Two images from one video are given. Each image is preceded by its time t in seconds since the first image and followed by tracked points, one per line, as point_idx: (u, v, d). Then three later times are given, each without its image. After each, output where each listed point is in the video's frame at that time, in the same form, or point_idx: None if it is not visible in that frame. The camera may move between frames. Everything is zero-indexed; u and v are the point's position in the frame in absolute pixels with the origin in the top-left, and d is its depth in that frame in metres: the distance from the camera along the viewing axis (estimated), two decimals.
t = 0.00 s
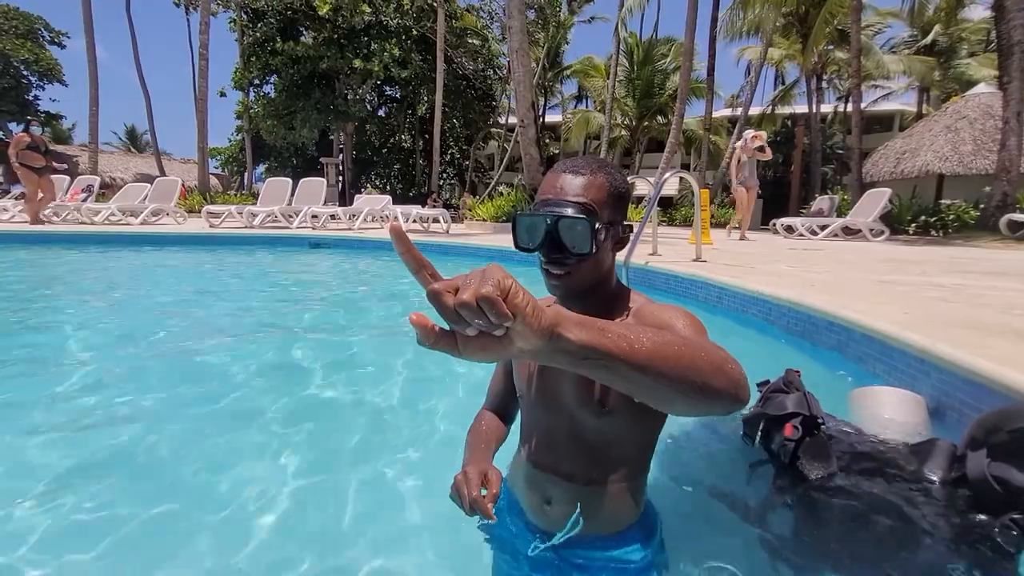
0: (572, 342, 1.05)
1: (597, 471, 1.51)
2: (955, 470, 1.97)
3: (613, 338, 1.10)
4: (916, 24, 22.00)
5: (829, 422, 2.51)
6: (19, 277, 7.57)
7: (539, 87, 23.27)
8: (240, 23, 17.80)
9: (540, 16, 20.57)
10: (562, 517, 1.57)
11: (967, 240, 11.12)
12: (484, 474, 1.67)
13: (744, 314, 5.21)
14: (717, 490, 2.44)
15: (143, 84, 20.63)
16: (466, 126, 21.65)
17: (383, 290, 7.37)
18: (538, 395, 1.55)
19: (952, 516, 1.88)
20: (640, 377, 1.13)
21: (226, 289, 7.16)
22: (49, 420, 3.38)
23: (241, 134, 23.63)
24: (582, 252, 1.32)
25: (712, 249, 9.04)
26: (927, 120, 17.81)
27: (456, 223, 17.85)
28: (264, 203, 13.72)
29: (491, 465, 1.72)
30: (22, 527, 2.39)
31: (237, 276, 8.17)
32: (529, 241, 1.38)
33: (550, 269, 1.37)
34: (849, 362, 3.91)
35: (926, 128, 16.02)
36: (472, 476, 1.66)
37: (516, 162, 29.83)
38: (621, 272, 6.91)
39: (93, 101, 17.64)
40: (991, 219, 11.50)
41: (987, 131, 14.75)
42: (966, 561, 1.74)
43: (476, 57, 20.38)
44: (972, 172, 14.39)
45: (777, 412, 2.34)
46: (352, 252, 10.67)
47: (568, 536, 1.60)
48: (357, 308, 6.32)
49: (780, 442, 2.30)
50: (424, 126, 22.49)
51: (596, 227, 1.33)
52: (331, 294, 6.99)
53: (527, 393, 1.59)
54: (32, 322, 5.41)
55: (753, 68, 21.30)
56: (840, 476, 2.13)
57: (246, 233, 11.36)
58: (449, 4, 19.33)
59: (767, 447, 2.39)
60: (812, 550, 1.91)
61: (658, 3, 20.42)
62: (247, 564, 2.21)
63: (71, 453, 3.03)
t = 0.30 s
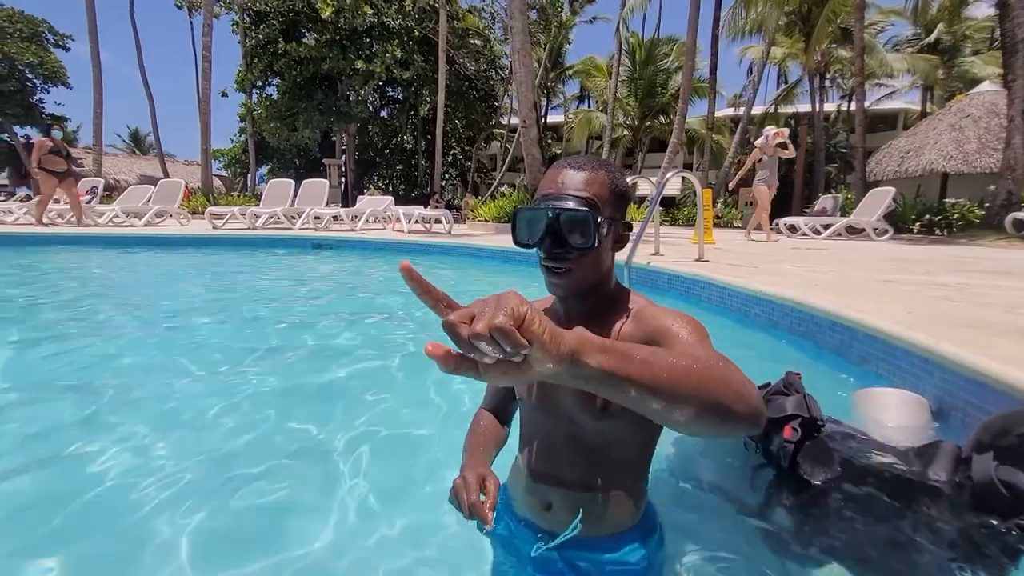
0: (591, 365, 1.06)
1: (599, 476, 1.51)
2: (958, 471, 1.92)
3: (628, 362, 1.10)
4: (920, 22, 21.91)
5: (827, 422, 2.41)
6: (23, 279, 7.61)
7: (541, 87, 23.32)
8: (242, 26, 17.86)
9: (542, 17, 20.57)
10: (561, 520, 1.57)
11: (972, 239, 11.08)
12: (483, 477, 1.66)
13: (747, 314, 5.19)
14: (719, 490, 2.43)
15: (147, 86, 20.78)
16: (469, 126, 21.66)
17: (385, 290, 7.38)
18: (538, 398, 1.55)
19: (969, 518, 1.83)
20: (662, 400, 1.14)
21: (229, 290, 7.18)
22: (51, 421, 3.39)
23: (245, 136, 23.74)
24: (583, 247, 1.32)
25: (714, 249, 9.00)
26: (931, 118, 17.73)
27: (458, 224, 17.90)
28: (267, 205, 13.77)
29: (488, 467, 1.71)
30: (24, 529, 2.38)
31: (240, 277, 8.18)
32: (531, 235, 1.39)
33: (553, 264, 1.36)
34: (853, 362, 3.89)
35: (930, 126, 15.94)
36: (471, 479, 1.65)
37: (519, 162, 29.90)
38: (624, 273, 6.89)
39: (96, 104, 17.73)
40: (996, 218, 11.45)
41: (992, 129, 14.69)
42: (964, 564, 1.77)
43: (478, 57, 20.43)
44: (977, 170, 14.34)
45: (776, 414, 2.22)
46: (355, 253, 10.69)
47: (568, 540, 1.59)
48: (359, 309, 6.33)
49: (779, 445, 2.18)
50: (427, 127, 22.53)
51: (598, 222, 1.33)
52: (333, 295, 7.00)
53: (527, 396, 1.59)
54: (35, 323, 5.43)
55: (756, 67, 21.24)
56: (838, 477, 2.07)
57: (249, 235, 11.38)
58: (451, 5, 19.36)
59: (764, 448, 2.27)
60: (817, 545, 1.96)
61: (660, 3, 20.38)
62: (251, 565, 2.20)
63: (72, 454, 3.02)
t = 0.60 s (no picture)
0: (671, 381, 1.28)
1: (603, 475, 1.52)
2: (960, 473, 1.91)
3: (691, 382, 1.27)
4: (924, 21, 21.84)
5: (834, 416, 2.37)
6: (27, 280, 7.67)
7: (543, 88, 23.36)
8: (246, 28, 17.96)
9: (545, 17, 20.58)
10: (568, 516, 1.57)
11: (977, 239, 11.02)
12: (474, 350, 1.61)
13: (750, 314, 5.18)
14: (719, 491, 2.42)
15: (152, 89, 20.94)
16: (471, 127, 21.66)
17: (388, 291, 7.38)
18: (543, 399, 1.55)
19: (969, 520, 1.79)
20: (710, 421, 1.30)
21: (232, 291, 7.21)
22: (53, 422, 3.40)
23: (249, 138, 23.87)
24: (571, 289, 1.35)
25: (717, 249, 8.99)
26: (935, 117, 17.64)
27: (461, 225, 17.92)
28: (270, 206, 13.82)
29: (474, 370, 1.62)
30: (24, 528, 2.38)
31: (243, 278, 8.22)
32: (516, 278, 1.41)
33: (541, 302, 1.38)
34: (857, 363, 3.88)
35: (935, 125, 15.86)
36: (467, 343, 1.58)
37: (521, 163, 29.91)
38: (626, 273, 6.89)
39: (101, 106, 17.85)
40: (1001, 217, 11.38)
41: (997, 127, 14.60)
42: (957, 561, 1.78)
43: (480, 58, 20.47)
44: (982, 169, 14.26)
45: (776, 417, 2.01)
46: (357, 254, 10.71)
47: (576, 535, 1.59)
48: (361, 309, 6.34)
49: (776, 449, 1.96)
50: (429, 128, 22.56)
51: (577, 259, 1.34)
52: (336, 296, 7.02)
53: (529, 394, 1.59)
54: (38, 325, 5.46)
55: (758, 67, 21.19)
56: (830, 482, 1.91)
57: (253, 237, 11.42)
58: (452, 6, 19.28)
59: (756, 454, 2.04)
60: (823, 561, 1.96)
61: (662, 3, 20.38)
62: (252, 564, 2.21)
63: (75, 455, 3.03)
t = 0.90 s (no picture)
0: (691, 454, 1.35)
1: (610, 479, 1.56)
2: (969, 476, 1.92)
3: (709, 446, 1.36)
4: (928, 21, 21.76)
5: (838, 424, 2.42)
6: (31, 280, 7.71)
7: (546, 88, 23.42)
8: (249, 29, 18.05)
9: (547, 18, 20.54)
10: (582, 508, 1.59)
11: (981, 240, 10.99)
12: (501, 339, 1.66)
13: (753, 316, 5.17)
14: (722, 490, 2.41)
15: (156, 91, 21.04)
16: (474, 128, 21.69)
17: (390, 291, 7.40)
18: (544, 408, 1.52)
19: (978, 523, 1.80)
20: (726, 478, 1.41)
21: (234, 291, 7.23)
22: (55, 422, 3.41)
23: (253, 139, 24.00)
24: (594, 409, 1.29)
25: (720, 249, 8.98)
26: (939, 117, 17.57)
27: (463, 225, 17.97)
28: (274, 206, 13.86)
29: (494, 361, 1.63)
30: (20, 527, 2.39)
31: (246, 278, 8.25)
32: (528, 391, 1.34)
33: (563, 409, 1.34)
34: (859, 365, 3.88)
35: (939, 126, 15.78)
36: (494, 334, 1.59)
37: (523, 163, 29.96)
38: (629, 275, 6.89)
39: (105, 108, 17.95)
40: (1005, 218, 11.34)
41: (1002, 128, 14.52)
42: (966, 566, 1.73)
43: (483, 59, 20.52)
44: (986, 170, 14.20)
45: (790, 416, 2.15)
46: (360, 254, 10.73)
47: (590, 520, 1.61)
48: (362, 310, 6.35)
49: (791, 447, 2.09)
50: (432, 129, 22.64)
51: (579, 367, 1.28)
52: (338, 296, 7.04)
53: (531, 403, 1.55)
54: (41, 325, 5.49)
55: (761, 68, 21.14)
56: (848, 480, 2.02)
57: (255, 237, 11.45)
58: (455, 7, 19.44)
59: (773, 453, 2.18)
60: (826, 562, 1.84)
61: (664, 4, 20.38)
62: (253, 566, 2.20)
63: (77, 454, 3.03)
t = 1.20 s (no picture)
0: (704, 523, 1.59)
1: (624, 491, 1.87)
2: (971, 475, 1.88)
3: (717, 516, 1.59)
4: (932, 19, 21.68)
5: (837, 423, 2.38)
6: (35, 281, 7.74)
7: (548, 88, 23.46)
8: (252, 31, 18.11)
9: (549, 18, 20.53)
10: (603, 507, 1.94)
11: (985, 239, 10.97)
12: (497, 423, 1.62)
13: (756, 316, 5.17)
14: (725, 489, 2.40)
15: (158, 92, 21.12)
16: (476, 128, 21.73)
17: (392, 292, 7.41)
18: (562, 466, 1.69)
19: (989, 523, 1.80)
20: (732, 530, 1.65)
21: (237, 292, 7.26)
22: (59, 422, 3.42)
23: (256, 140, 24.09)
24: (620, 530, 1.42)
25: (723, 249, 9.00)
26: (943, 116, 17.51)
27: (466, 226, 18.01)
28: (277, 207, 13.90)
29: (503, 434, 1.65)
30: (23, 524, 2.41)
31: (249, 279, 8.28)
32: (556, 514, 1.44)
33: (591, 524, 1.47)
34: (863, 364, 3.87)
35: (943, 125, 15.71)
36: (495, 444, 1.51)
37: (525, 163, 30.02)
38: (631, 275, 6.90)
39: (110, 109, 18.02)
40: (1010, 218, 11.30)
41: (1006, 127, 14.47)
42: (977, 568, 1.73)
43: (485, 60, 20.54)
44: (991, 170, 14.17)
45: (786, 418, 2.12)
46: (363, 254, 10.77)
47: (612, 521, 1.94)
48: (366, 310, 6.38)
49: (788, 450, 2.07)
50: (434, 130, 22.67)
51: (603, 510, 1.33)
52: (340, 296, 7.06)
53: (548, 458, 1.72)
54: (45, 325, 5.52)
55: (764, 67, 21.08)
56: (847, 483, 1.98)
57: (258, 238, 11.48)
58: (457, 7, 19.50)
59: (772, 455, 2.15)
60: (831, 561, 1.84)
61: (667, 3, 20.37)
62: (255, 564, 2.20)
63: (81, 455, 3.04)
